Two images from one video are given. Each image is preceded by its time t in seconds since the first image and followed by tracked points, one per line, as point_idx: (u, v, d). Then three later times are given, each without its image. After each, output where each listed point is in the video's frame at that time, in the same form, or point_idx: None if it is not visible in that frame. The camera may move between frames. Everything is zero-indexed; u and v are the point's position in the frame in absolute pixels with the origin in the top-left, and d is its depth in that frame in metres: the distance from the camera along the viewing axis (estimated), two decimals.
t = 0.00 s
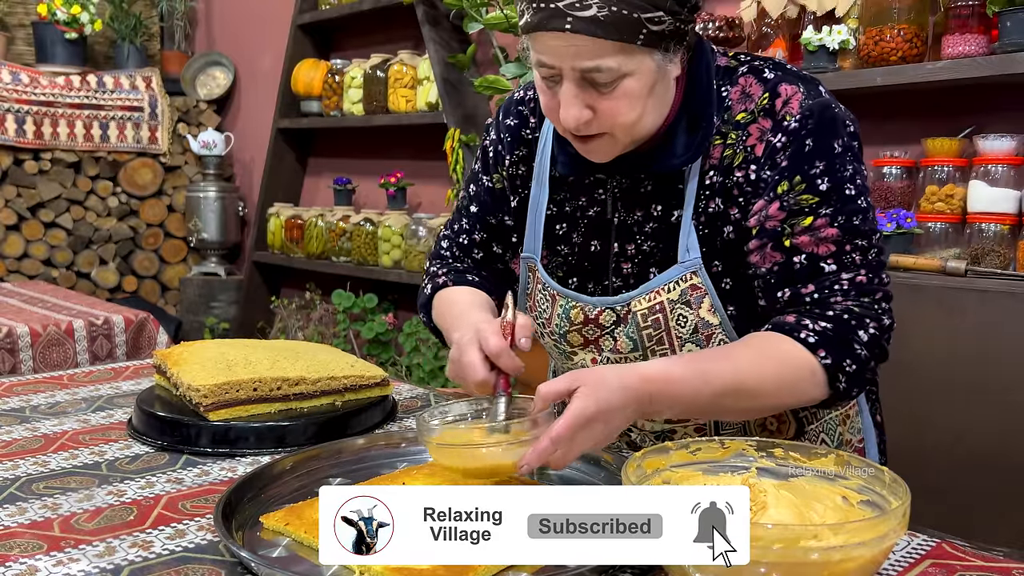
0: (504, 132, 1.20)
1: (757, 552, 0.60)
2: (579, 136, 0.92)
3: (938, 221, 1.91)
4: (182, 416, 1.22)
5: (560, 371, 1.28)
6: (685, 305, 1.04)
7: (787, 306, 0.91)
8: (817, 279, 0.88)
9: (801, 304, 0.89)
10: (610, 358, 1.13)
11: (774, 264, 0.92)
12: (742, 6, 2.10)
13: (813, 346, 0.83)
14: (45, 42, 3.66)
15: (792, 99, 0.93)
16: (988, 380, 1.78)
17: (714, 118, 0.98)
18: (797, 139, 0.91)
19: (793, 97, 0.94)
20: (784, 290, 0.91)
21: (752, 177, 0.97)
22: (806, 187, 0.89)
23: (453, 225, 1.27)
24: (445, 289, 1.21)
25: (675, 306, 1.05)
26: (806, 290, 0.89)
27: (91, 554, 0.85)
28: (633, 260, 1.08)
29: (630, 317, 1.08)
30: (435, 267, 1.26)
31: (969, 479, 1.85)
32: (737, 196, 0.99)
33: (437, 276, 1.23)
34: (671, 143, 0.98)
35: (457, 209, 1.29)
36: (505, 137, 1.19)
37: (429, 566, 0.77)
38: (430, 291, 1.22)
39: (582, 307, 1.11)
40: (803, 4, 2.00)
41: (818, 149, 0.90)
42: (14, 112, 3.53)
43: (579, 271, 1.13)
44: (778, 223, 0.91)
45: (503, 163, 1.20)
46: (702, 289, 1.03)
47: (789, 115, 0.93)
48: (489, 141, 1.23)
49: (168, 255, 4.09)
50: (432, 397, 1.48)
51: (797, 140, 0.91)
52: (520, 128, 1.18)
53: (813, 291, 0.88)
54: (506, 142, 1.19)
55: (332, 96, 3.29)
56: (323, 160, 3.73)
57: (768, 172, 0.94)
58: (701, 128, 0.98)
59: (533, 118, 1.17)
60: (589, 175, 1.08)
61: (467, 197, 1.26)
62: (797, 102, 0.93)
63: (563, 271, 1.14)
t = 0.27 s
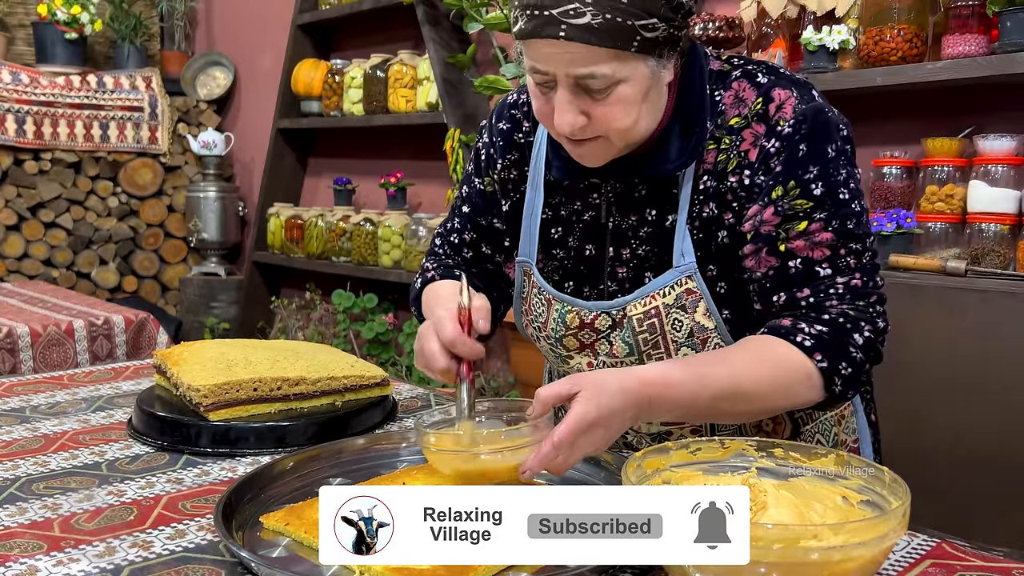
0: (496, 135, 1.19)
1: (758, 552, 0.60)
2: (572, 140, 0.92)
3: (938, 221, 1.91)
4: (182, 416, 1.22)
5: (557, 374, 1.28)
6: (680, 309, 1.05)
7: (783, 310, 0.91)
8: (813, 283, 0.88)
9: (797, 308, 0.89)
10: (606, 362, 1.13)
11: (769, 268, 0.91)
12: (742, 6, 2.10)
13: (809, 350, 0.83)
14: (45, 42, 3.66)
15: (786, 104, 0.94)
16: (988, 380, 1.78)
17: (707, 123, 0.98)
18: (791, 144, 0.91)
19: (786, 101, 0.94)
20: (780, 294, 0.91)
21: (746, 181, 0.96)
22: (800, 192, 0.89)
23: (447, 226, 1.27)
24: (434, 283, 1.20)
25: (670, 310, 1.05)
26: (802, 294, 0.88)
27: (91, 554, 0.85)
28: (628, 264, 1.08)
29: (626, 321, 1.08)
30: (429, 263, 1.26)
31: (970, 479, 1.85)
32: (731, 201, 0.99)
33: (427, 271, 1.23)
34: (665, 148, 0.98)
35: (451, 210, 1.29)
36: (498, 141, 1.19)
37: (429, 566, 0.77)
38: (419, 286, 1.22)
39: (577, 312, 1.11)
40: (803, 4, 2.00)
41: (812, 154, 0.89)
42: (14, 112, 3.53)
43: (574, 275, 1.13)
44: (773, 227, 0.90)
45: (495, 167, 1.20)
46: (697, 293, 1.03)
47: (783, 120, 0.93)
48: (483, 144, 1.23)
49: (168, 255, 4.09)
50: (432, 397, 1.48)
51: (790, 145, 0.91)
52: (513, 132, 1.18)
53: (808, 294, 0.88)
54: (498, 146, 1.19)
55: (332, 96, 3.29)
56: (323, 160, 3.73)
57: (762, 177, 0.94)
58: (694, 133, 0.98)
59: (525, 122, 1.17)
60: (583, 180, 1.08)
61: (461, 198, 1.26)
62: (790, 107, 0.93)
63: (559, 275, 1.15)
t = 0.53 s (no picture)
0: (490, 135, 1.20)
1: (758, 553, 0.60)
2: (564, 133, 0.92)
3: (938, 221, 1.91)
4: (182, 416, 1.22)
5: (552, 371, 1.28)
6: (673, 302, 1.04)
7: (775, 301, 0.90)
8: (805, 274, 0.88)
9: (789, 298, 0.88)
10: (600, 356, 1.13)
11: (761, 260, 0.91)
12: (742, 6, 2.10)
13: (803, 338, 0.83)
14: (45, 42, 3.66)
15: (775, 99, 0.93)
16: (988, 380, 1.78)
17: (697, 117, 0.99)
18: (781, 137, 0.91)
19: (774, 96, 0.94)
20: (773, 285, 0.90)
21: (736, 174, 0.97)
22: (790, 184, 0.89)
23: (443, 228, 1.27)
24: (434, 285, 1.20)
25: (663, 302, 1.05)
26: (794, 285, 0.88)
27: (91, 554, 0.85)
28: (621, 258, 1.08)
29: (620, 314, 1.08)
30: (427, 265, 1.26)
31: (970, 478, 1.85)
32: (722, 194, 0.99)
33: (425, 273, 1.23)
34: (654, 142, 0.99)
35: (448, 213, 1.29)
36: (492, 141, 1.19)
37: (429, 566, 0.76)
38: (419, 287, 1.22)
39: (571, 307, 1.11)
40: (803, 4, 2.00)
41: (802, 147, 0.89)
42: (15, 112, 3.53)
43: (568, 271, 1.13)
44: (765, 219, 0.90)
45: (489, 167, 1.20)
46: (689, 286, 1.03)
47: (772, 113, 0.93)
48: (477, 145, 1.23)
49: (168, 255, 4.09)
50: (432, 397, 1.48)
51: (780, 138, 0.91)
52: (507, 132, 1.17)
53: (800, 284, 0.88)
54: (492, 146, 1.19)
55: (332, 96, 3.29)
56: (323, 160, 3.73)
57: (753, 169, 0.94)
58: (685, 127, 0.98)
59: (519, 121, 1.17)
60: (576, 176, 1.08)
61: (457, 200, 1.26)
62: (779, 102, 0.93)
63: (553, 271, 1.15)
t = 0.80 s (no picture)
0: (487, 135, 1.19)
1: (758, 553, 0.60)
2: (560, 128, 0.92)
3: (938, 221, 1.91)
4: (182, 416, 1.22)
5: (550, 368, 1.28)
6: (670, 294, 1.04)
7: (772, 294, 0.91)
8: (800, 266, 0.89)
9: (785, 290, 0.90)
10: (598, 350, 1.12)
11: (757, 252, 0.92)
12: (742, 6, 2.10)
13: (799, 329, 0.85)
14: (45, 42, 3.66)
15: (767, 94, 0.94)
16: (989, 380, 1.78)
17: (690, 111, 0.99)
18: (774, 131, 0.92)
19: (767, 91, 0.94)
20: (768, 278, 0.92)
21: (730, 169, 0.97)
22: (784, 177, 0.90)
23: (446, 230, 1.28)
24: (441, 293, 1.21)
25: (660, 295, 1.05)
26: (789, 277, 0.90)
27: (91, 554, 0.85)
28: (618, 253, 1.08)
29: (618, 308, 1.08)
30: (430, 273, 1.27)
31: (970, 478, 1.85)
32: (717, 188, 0.99)
33: (432, 281, 1.24)
34: (650, 135, 0.98)
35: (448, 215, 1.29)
36: (488, 141, 1.19)
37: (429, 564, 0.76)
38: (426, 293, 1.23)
39: (570, 301, 1.11)
40: (803, 4, 2.00)
41: (794, 141, 0.91)
42: (15, 112, 3.53)
43: (565, 266, 1.13)
44: (759, 213, 0.91)
45: (487, 166, 1.20)
46: (686, 279, 1.03)
47: (765, 108, 0.94)
48: (474, 146, 1.23)
49: (168, 255, 4.09)
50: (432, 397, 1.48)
51: (773, 132, 0.92)
52: (502, 131, 1.18)
53: (796, 276, 0.89)
54: (489, 145, 1.19)
55: (332, 96, 3.29)
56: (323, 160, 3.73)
57: (747, 164, 0.95)
58: (678, 122, 0.98)
59: (514, 120, 1.17)
60: (571, 172, 1.07)
61: (457, 203, 1.26)
62: (772, 96, 0.94)
63: (551, 267, 1.14)
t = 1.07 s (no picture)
0: (505, 127, 1.20)
1: (759, 552, 0.59)
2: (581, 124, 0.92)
3: (938, 221, 1.91)
4: (182, 416, 1.22)
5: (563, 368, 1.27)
6: (685, 296, 1.04)
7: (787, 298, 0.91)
8: (815, 272, 0.88)
9: (799, 296, 0.89)
10: (610, 351, 1.12)
11: (772, 256, 0.92)
12: (742, 6, 2.10)
13: (811, 337, 0.84)
14: (45, 42, 3.66)
15: (791, 95, 0.94)
16: (989, 379, 1.78)
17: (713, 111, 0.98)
18: (795, 133, 0.92)
19: (791, 92, 0.95)
20: (783, 283, 0.91)
21: (751, 170, 0.97)
22: (803, 180, 0.90)
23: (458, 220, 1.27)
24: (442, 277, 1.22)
25: (675, 297, 1.04)
26: (804, 283, 0.89)
27: (91, 554, 0.85)
28: (634, 253, 1.08)
29: (631, 308, 1.07)
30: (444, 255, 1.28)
31: (970, 478, 1.85)
32: (736, 189, 0.99)
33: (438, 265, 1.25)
34: (671, 136, 0.99)
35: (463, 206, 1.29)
36: (506, 134, 1.20)
37: (430, 564, 0.76)
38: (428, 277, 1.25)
39: (583, 299, 1.10)
40: (803, 3, 2.00)
41: (816, 143, 0.90)
42: (15, 112, 3.53)
43: (582, 264, 1.12)
44: (776, 216, 0.91)
45: (502, 159, 1.20)
46: (701, 281, 1.02)
47: (788, 109, 0.93)
48: (492, 138, 1.23)
49: (169, 255, 4.09)
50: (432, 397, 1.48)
51: (794, 135, 0.92)
52: (520, 125, 1.18)
53: (810, 283, 0.88)
54: (506, 139, 1.19)
55: (332, 96, 3.29)
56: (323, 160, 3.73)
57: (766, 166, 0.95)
58: (700, 123, 0.98)
59: (533, 114, 1.17)
60: (591, 170, 1.08)
61: (473, 193, 1.26)
62: (795, 98, 0.94)
63: (566, 264, 1.14)
